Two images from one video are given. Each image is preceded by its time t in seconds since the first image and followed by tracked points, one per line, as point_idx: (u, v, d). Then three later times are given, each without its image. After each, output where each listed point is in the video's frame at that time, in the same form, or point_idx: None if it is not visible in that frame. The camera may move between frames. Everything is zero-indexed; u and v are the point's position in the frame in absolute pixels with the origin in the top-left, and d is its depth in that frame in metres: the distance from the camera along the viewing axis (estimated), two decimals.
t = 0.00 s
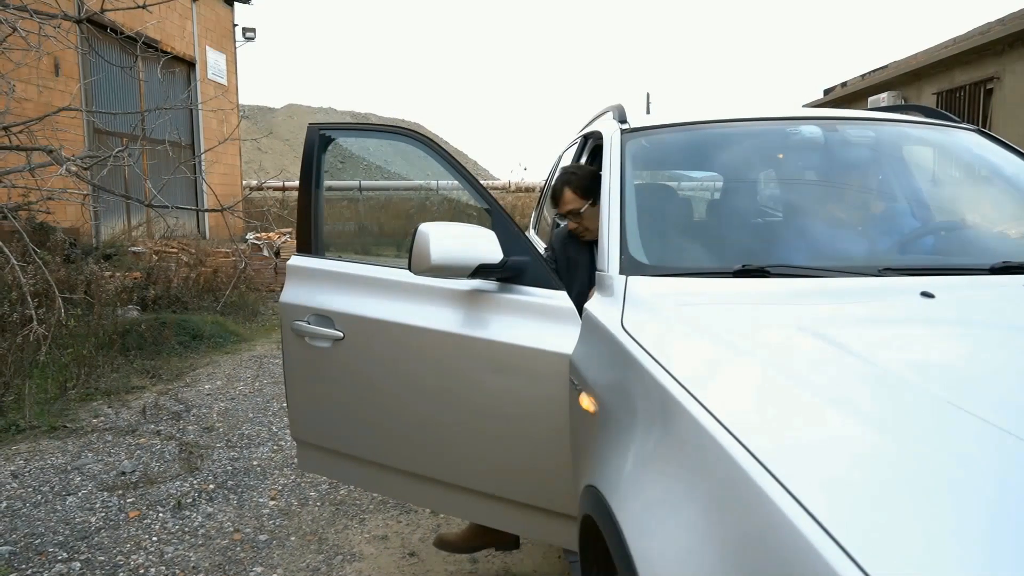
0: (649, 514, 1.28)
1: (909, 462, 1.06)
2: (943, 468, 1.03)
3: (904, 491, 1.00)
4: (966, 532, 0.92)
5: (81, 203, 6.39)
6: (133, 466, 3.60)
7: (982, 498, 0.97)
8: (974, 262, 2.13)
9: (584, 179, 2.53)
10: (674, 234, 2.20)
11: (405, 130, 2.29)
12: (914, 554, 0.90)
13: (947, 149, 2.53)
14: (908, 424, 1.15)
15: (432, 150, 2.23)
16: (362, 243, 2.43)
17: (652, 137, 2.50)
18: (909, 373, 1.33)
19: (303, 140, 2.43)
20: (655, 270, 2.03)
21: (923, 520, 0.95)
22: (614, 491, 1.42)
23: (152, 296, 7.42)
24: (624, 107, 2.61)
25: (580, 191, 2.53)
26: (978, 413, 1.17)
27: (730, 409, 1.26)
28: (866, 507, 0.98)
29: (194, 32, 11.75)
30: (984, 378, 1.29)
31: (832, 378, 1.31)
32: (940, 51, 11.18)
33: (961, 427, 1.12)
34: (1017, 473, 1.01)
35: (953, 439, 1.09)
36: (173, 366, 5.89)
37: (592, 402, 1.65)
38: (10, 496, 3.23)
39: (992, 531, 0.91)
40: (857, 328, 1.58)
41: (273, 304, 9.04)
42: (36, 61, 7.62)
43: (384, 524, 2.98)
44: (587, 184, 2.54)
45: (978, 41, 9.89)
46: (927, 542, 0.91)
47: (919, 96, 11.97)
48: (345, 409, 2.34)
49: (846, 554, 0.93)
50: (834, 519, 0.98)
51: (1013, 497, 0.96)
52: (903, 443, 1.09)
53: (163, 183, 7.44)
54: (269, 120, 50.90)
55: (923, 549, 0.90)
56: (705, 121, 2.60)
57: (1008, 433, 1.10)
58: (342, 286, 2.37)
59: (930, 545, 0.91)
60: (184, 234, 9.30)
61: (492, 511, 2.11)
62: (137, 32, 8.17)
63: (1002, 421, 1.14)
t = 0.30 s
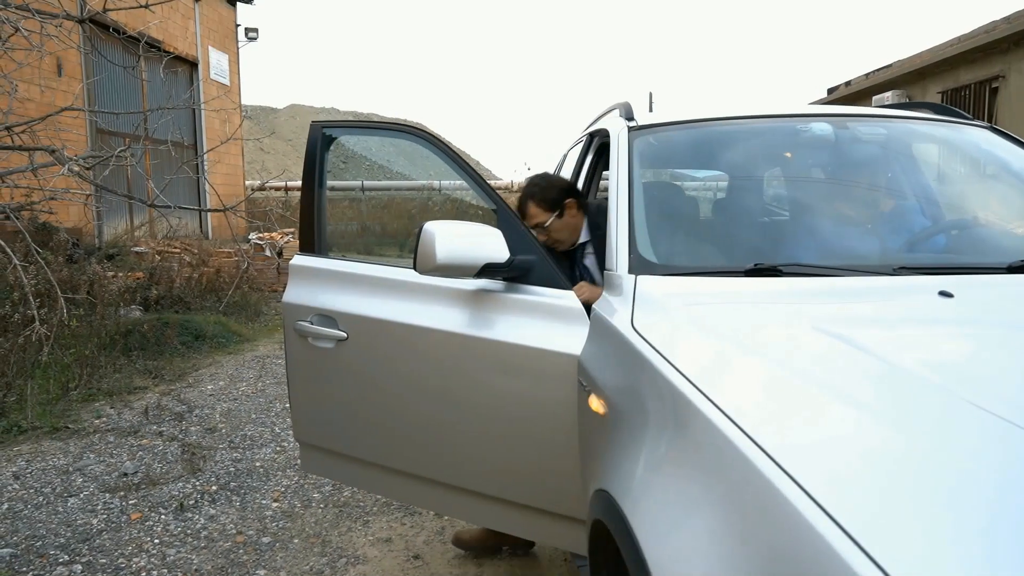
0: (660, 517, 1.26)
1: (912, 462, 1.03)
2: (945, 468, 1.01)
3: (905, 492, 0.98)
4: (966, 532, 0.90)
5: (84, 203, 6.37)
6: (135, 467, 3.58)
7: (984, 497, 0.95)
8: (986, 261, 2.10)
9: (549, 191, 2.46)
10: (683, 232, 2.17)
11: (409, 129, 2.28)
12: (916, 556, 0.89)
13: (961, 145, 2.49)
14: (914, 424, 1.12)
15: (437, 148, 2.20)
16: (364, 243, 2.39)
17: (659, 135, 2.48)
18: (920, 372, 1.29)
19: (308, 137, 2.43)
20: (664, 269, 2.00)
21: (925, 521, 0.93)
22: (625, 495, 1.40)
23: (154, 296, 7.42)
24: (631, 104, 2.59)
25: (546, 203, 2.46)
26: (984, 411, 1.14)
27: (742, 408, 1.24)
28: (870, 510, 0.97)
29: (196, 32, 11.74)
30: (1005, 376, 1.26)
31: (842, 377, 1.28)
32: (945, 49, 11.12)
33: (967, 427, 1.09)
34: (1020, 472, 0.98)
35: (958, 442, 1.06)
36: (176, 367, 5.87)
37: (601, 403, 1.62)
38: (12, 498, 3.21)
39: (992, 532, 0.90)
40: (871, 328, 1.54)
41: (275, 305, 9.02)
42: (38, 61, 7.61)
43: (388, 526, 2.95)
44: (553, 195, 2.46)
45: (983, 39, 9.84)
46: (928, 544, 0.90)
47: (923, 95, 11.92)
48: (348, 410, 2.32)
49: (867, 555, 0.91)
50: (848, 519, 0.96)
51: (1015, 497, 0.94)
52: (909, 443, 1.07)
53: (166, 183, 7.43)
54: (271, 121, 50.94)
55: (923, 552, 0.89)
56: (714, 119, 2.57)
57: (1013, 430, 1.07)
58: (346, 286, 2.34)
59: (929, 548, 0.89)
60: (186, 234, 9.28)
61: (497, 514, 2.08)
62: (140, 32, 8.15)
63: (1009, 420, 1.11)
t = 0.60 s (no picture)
0: (668, 520, 1.24)
1: (909, 464, 1.04)
2: (943, 468, 1.02)
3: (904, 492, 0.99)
4: (964, 532, 0.91)
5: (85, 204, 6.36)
6: (136, 468, 3.56)
7: (983, 495, 0.96)
8: (994, 262, 2.07)
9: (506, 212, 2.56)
10: (689, 233, 2.14)
11: (411, 128, 2.25)
12: (917, 556, 0.89)
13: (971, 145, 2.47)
14: (911, 425, 1.12)
15: (442, 148, 2.18)
16: (365, 243, 2.36)
17: (664, 134, 2.45)
18: (923, 376, 1.29)
19: (312, 134, 2.41)
20: (671, 270, 1.98)
21: (924, 522, 0.93)
22: (632, 498, 1.38)
23: (156, 296, 7.40)
24: (636, 103, 2.56)
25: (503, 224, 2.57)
26: (977, 416, 1.14)
27: (750, 410, 1.22)
28: (874, 510, 0.97)
29: (198, 32, 11.73)
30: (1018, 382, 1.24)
31: (845, 380, 1.28)
32: (949, 49, 11.09)
33: (963, 431, 1.10)
34: (1015, 474, 0.99)
35: (953, 445, 1.06)
36: (177, 367, 5.85)
37: (606, 407, 1.59)
38: (11, 499, 3.19)
39: (990, 533, 0.90)
40: (879, 330, 1.52)
41: (277, 305, 8.99)
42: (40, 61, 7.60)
43: (390, 529, 2.93)
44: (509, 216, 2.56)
45: (987, 39, 9.79)
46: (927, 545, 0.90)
47: (926, 95, 11.88)
48: (348, 411, 2.30)
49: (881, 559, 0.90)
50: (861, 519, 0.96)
51: (1012, 499, 0.95)
52: (908, 447, 1.07)
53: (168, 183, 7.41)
54: (273, 121, 50.96)
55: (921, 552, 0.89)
56: (720, 118, 2.55)
57: (1009, 435, 1.08)
58: (347, 286, 2.32)
59: (929, 547, 0.89)
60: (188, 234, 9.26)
61: (500, 518, 2.06)
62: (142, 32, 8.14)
63: (1007, 424, 1.11)
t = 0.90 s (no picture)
0: (675, 523, 1.23)
1: (911, 465, 1.04)
2: (944, 469, 1.02)
3: (906, 491, 1.00)
4: (966, 531, 0.91)
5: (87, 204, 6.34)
6: (138, 471, 3.54)
7: (982, 494, 0.97)
8: (1006, 264, 2.04)
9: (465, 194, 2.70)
10: (696, 233, 2.12)
11: (410, 126, 2.21)
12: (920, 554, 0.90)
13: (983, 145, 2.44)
14: (913, 426, 1.13)
15: (443, 150, 2.15)
16: (368, 243, 2.30)
17: (671, 133, 2.42)
18: (935, 379, 1.28)
19: (299, 131, 2.32)
20: (680, 272, 1.95)
21: (924, 521, 0.94)
22: (640, 505, 1.36)
23: (158, 297, 7.38)
24: (642, 103, 2.54)
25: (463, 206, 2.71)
26: (983, 417, 1.14)
27: (759, 414, 1.21)
28: (879, 510, 0.97)
29: (200, 33, 11.71)
30: None
31: (847, 378, 1.29)
32: (953, 49, 11.03)
33: (965, 431, 1.10)
34: (1015, 473, 1.00)
35: (954, 445, 1.07)
36: (179, 368, 5.83)
37: (615, 411, 1.57)
38: (13, 502, 3.17)
39: (991, 532, 0.91)
40: (893, 335, 1.49)
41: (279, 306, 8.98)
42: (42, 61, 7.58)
43: (394, 533, 2.91)
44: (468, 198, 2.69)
45: (992, 39, 9.73)
46: (929, 543, 0.91)
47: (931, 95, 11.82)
48: (342, 416, 2.25)
49: (893, 559, 0.90)
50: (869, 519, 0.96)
51: (1012, 499, 0.95)
52: (910, 448, 1.08)
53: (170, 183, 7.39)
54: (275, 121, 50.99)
55: (923, 551, 0.90)
56: (728, 117, 2.52)
57: (1012, 435, 1.08)
58: (340, 289, 2.28)
59: (930, 547, 0.90)
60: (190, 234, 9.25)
61: (500, 524, 2.03)
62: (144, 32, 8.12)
63: (1011, 425, 1.11)
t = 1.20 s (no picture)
0: (680, 524, 1.22)
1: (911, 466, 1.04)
2: (945, 470, 1.03)
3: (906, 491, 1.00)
4: (965, 532, 0.92)
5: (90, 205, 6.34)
6: (140, 473, 3.53)
7: (982, 495, 0.97)
8: (1013, 266, 2.02)
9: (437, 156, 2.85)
10: (700, 233, 2.10)
11: (392, 124, 2.20)
12: (921, 553, 0.90)
13: (991, 145, 2.42)
14: (914, 426, 1.13)
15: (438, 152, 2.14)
16: (369, 244, 2.24)
17: (675, 133, 2.41)
18: (941, 380, 1.27)
19: (273, 133, 2.24)
20: (685, 273, 1.93)
21: (923, 520, 0.95)
22: (649, 513, 1.33)
23: (161, 298, 7.37)
24: (646, 103, 2.52)
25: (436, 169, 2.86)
26: (987, 417, 1.13)
27: (768, 413, 1.21)
28: (882, 511, 0.97)
29: (202, 34, 11.71)
30: None
31: (849, 377, 1.29)
32: (957, 49, 11.00)
33: (966, 432, 1.10)
34: (1016, 474, 1.00)
35: (954, 445, 1.08)
36: (182, 370, 5.83)
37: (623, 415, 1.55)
38: (16, 504, 3.16)
39: (991, 533, 0.91)
40: (903, 337, 1.47)
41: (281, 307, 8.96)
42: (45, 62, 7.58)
43: (397, 536, 2.90)
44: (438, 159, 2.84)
45: (996, 38, 9.69)
46: (929, 543, 0.91)
47: (934, 95, 11.79)
48: (327, 425, 2.17)
49: (895, 558, 0.91)
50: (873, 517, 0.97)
51: (1011, 501, 0.96)
52: (910, 449, 1.08)
53: (173, 184, 7.38)
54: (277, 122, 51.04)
55: (923, 551, 0.90)
56: (733, 117, 2.51)
57: (1015, 435, 1.08)
58: (326, 292, 2.21)
59: (932, 547, 0.91)
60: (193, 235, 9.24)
61: (498, 530, 2.00)
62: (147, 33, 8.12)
63: (1014, 426, 1.11)
